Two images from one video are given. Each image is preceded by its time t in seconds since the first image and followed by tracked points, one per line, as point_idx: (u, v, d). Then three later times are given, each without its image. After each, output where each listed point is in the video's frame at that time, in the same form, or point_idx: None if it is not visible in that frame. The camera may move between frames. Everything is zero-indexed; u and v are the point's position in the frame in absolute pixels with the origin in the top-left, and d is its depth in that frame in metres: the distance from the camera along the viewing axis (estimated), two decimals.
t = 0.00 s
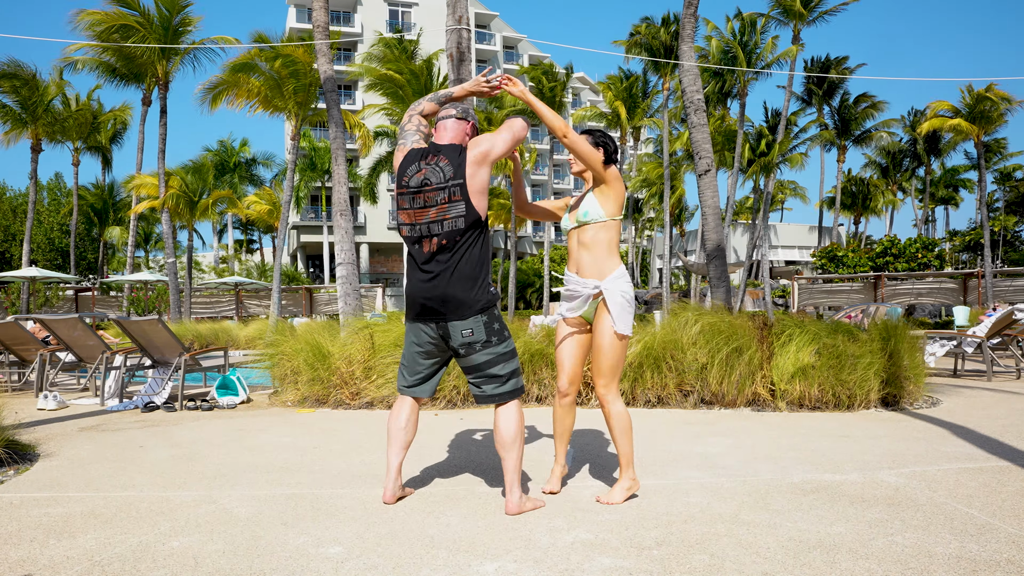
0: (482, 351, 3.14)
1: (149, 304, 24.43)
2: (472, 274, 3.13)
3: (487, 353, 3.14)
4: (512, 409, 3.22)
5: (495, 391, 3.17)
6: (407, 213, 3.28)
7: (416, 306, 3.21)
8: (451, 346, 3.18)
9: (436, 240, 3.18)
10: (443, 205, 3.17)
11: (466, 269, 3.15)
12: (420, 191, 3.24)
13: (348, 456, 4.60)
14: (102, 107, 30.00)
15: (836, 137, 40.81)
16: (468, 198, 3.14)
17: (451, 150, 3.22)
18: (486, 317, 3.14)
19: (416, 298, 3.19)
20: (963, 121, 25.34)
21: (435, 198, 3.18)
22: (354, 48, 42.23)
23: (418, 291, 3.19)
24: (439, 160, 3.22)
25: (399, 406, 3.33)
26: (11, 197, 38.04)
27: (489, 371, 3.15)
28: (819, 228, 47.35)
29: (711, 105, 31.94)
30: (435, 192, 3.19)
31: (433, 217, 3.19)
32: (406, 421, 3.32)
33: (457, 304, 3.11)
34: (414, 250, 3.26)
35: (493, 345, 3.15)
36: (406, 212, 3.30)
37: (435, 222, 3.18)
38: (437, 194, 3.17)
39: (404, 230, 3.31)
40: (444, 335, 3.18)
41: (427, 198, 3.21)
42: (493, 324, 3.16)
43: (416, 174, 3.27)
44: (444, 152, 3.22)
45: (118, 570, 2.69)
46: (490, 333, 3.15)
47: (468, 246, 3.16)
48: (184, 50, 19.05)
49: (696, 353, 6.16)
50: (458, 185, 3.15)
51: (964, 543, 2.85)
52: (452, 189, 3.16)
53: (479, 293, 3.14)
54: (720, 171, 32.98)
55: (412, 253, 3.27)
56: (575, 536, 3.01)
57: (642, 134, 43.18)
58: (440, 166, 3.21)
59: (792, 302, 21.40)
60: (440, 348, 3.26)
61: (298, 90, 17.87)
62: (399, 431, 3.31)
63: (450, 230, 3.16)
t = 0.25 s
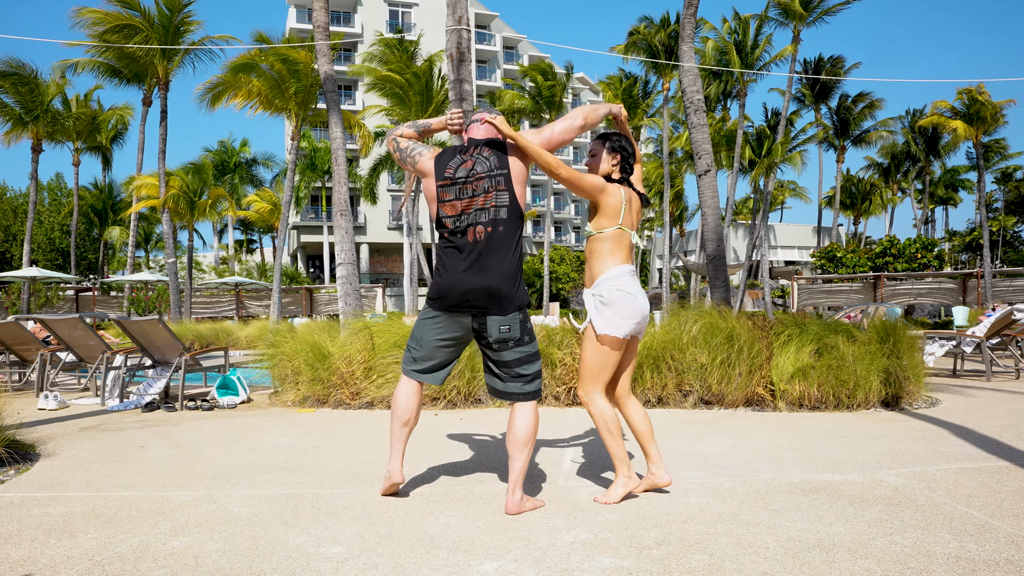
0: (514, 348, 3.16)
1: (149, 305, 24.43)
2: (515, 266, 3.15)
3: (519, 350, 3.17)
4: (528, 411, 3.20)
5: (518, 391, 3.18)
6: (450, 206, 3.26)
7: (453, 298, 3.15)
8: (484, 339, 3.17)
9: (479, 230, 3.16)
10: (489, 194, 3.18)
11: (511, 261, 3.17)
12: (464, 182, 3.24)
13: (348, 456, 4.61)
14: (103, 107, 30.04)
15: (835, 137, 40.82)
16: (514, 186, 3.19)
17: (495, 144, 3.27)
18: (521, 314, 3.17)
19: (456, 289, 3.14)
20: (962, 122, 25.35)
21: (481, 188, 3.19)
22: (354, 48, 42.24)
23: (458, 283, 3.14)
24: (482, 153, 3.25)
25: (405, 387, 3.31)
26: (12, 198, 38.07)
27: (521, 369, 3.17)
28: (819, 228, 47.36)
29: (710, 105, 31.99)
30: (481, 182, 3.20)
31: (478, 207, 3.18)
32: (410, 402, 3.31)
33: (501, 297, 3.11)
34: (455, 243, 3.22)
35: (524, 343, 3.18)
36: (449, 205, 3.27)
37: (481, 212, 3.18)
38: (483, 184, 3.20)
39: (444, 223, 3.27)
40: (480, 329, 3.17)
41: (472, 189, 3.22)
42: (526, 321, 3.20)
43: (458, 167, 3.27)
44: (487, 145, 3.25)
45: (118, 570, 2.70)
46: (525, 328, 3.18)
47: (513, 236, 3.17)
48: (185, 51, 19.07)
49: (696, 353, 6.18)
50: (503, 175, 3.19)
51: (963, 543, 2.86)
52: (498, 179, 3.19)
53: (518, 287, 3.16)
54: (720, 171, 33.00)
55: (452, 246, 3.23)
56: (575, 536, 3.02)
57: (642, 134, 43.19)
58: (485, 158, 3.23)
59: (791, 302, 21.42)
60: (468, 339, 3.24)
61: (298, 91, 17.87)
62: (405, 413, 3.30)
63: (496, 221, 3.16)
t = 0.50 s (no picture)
0: (521, 347, 3.17)
1: (151, 305, 24.48)
2: (523, 269, 3.16)
3: (529, 349, 3.18)
4: (532, 410, 3.20)
5: (522, 391, 3.18)
6: (457, 209, 3.28)
7: (462, 298, 3.18)
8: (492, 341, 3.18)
9: (488, 235, 3.18)
10: (496, 202, 3.18)
11: (521, 264, 3.18)
12: (473, 188, 3.25)
13: (348, 455, 4.63)
14: (104, 108, 30.09)
15: (833, 138, 40.93)
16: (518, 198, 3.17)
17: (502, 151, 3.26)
18: (530, 314, 3.19)
19: (465, 288, 3.18)
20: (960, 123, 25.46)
21: (488, 194, 3.19)
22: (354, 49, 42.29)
23: (467, 280, 3.18)
24: (491, 160, 3.25)
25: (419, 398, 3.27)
26: (14, 198, 38.13)
27: (529, 369, 3.18)
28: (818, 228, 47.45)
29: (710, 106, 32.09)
30: (486, 189, 3.21)
31: (485, 213, 3.20)
32: (425, 414, 3.28)
33: (510, 295, 3.13)
34: (463, 245, 3.25)
35: (534, 342, 3.19)
36: (456, 209, 3.29)
37: (488, 218, 3.19)
38: (489, 192, 3.19)
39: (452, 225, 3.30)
40: (487, 327, 3.17)
41: (480, 195, 3.22)
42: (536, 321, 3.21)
43: (469, 172, 3.29)
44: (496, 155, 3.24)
45: (121, 568, 2.72)
46: (535, 327, 3.20)
47: (520, 242, 3.17)
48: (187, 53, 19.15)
49: (695, 353, 6.21)
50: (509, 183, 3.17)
51: (960, 541, 2.89)
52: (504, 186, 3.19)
53: (527, 289, 3.17)
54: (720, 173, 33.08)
55: (462, 247, 3.26)
56: (575, 534, 3.05)
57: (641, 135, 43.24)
58: (493, 166, 3.23)
59: (790, 303, 21.49)
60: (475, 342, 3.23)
61: (300, 93, 17.94)
62: (418, 421, 3.28)
63: (503, 227, 3.17)
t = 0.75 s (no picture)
0: (521, 345, 3.17)
1: (152, 305, 24.46)
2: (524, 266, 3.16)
3: (528, 347, 3.18)
4: (531, 410, 3.22)
5: (521, 390, 3.18)
6: (457, 206, 3.30)
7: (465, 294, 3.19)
8: (493, 337, 3.18)
9: (488, 233, 3.20)
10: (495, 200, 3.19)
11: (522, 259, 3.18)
12: (472, 186, 3.27)
13: (348, 454, 4.64)
14: (105, 108, 30.10)
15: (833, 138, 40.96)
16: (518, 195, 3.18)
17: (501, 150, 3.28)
18: (531, 311, 3.18)
19: (468, 284, 3.18)
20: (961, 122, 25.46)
21: (488, 192, 3.21)
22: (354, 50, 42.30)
23: (470, 276, 3.19)
24: (489, 159, 3.27)
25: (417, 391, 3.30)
26: (14, 198, 38.13)
27: (530, 366, 3.18)
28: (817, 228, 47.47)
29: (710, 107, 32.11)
30: (487, 187, 3.22)
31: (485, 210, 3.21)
32: (423, 406, 3.31)
33: (512, 292, 3.14)
34: (465, 242, 3.26)
35: (534, 340, 3.19)
36: (456, 206, 3.30)
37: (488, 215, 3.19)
38: (488, 190, 3.21)
39: (453, 223, 3.32)
40: (488, 324, 3.17)
41: (480, 193, 3.24)
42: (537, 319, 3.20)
43: (468, 170, 3.30)
44: (495, 153, 3.25)
45: (121, 568, 2.73)
46: (535, 325, 3.20)
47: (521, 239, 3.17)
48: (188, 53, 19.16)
49: (694, 352, 6.22)
50: (507, 181, 3.20)
51: (959, 541, 2.90)
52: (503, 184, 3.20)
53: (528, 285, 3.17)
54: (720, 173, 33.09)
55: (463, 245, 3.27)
56: (575, 534, 3.05)
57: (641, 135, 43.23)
58: (491, 164, 3.25)
59: (790, 303, 21.49)
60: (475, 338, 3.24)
61: (301, 93, 17.95)
62: (415, 414, 3.31)
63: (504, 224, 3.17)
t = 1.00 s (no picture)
0: (515, 341, 3.18)
1: (152, 305, 24.46)
2: (515, 264, 3.16)
3: (521, 343, 3.18)
4: (522, 405, 3.23)
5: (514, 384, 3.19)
6: (444, 204, 3.28)
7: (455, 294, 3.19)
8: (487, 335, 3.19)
9: (476, 232, 3.20)
10: (484, 200, 3.20)
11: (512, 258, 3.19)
12: (462, 185, 3.25)
13: (348, 454, 4.65)
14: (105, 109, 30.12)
15: (832, 139, 41.01)
16: (508, 197, 3.19)
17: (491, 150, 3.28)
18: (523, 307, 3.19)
19: (459, 284, 3.18)
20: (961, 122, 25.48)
21: (477, 192, 3.21)
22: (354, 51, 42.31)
23: (460, 276, 3.19)
24: (479, 158, 3.27)
25: (425, 393, 3.34)
26: (15, 199, 38.15)
27: (524, 362, 3.19)
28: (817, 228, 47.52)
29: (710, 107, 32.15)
30: (476, 187, 3.22)
31: (474, 210, 3.21)
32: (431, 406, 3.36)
33: (503, 290, 3.15)
34: (451, 240, 3.25)
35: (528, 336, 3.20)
36: (444, 204, 3.29)
37: (478, 215, 3.20)
38: (478, 189, 3.20)
39: (440, 220, 3.30)
40: (482, 324, 3.19)
41: (468, 192, 3.23)
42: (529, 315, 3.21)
43: (456, 168, 3.29)
44: (487, 152, 3.26)
45: (123, 567, 2.74)
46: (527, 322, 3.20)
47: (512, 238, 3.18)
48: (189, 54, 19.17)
49: (694, 352, 6.23)
50: (497, 183, 3.20)
51: (957, 541, 2.91)
52: (494, 185, 3.20)
53: (519, 283, 3.18)
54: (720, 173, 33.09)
55: (449, 243, 3.27)
56: (575, 533, 3.07)
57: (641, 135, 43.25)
58: (481, 164, 3.25)
59: (789, 303, 21.51)
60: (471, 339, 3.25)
61: (302, 94, 17.95)
62: (430, 416, 3.35)
63: (493, 225, 3.19)
